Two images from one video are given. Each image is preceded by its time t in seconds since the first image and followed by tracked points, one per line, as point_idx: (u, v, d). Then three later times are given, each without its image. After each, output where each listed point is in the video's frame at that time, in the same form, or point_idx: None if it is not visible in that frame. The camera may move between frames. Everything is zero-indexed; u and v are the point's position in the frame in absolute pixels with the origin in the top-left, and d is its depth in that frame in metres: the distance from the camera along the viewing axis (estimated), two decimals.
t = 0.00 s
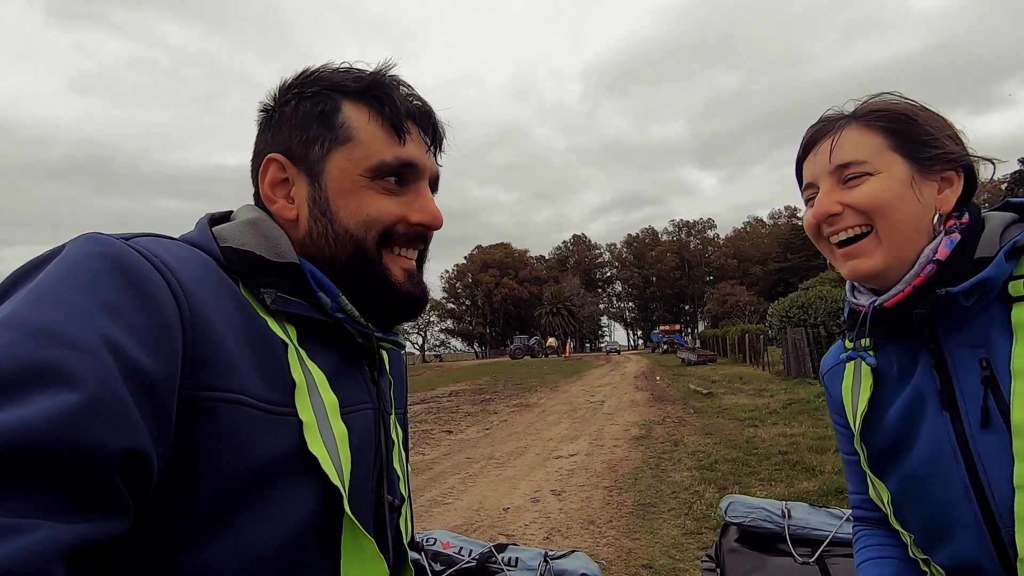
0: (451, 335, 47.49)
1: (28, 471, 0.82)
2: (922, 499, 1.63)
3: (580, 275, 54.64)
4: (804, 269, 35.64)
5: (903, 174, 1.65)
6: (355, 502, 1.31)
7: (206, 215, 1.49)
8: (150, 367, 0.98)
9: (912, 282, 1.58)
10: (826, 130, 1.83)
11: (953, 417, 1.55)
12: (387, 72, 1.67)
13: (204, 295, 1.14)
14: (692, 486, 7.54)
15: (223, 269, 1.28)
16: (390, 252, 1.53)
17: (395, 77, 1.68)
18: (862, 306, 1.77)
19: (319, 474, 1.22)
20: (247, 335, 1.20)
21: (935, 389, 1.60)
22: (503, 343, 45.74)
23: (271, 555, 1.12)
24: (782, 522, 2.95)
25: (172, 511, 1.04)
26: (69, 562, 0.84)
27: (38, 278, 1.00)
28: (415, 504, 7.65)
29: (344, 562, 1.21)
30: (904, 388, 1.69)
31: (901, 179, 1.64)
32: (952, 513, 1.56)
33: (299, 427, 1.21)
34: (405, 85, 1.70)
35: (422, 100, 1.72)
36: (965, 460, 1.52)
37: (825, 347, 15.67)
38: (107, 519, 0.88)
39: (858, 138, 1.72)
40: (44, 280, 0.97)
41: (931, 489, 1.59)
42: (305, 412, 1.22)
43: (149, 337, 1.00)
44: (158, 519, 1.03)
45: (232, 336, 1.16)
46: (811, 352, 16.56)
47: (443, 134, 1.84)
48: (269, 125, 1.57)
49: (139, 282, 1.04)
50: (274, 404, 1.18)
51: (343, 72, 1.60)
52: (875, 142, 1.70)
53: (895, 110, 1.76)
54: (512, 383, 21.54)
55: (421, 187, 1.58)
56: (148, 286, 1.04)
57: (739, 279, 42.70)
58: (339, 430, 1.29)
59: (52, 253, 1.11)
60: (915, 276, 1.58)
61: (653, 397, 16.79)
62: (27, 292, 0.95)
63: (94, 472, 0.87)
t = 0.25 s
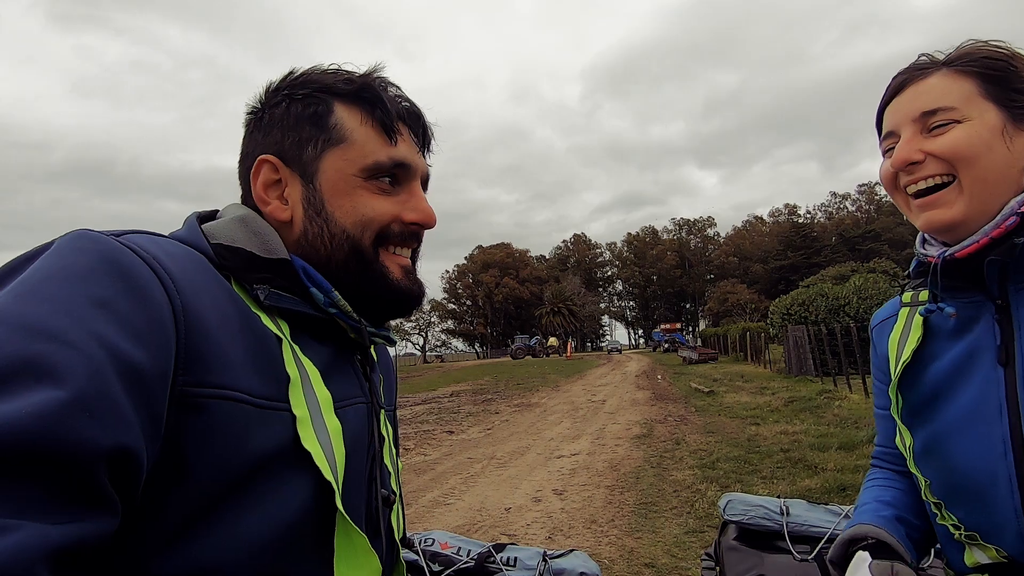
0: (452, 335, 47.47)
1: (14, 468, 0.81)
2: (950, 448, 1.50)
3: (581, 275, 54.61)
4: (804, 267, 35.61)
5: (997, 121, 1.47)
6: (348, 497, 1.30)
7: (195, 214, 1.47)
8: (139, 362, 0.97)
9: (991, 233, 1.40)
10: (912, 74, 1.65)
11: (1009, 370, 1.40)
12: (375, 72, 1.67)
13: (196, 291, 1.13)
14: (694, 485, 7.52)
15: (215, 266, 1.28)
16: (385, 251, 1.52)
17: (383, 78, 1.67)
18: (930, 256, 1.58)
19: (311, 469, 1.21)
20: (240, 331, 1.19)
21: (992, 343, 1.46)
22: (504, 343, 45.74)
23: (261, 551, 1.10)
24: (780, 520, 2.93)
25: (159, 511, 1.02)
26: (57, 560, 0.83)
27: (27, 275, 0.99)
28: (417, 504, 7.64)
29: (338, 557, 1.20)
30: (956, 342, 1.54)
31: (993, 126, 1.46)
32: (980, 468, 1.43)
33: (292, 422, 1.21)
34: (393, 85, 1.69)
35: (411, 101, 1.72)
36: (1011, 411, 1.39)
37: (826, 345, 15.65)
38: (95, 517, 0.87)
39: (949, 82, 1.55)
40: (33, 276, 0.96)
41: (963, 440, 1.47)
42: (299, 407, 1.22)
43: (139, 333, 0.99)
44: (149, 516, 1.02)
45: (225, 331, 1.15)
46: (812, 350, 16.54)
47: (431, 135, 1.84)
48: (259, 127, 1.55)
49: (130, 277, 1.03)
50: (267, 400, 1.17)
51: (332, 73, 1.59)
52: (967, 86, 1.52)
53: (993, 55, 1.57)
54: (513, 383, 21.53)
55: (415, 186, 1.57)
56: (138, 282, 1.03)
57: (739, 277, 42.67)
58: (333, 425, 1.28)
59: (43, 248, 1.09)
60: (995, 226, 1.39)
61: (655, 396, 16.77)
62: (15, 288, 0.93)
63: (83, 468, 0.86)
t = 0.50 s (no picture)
0: (453, 336, 47.47)
1: (31, 482, 0.80)
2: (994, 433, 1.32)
3: (581, 276, 54.60)
4: (805, 267, 35.61)
5: None
6: (359, 502, 1.29)
7: (201, 224, 1.46)
8: (153, 372, 0.96)
9: None
10: (1001, 49, 1.41)
11: None
12: (377, 77, 1.66)
13: (204, 300, 1.12)
14: (697, 486, 7.50)
15: (222, 275, 1.27)
16: (393, 256, 1.51)
17: (385, 83, 1.66)
18: (1005, 242, 1.37)
19: (322, 474, 1.20)
20: (249, 340, 1.18)
21: None
22: (505, 344, 45.73)
23: (276, 558, 1.10)
24: (780, 524, 2.90)
25: (171, 525, 1.01)
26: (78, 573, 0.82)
27: (38, 290, 0.99)
28: (419, 506, 7.62)
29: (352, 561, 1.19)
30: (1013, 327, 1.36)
31: None
32: None
33: (302, 428, 1.19)
34: (395, 90, 1.69)
35: (412, 105, 1.72)
36: None
37: (827, 345, 15.64)
38: (114, 528, 0.86)
39: None
40: (44, 291, 0.95)
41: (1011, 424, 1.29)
42: (308, 413, 1.20)
43: (153, 342, 0.99)
44: (167, 524, 1.01)
45: (233, 339, 1.14)
46: (813, 350, 16.52)
47: (433, 139, 1.83)
48: (263, 136, 1.54)
49: (140, 289, 1.02)
50: (277, 406, 1.16)
51: (334, 80, 1.58)
52: None
53: None
54: (514, 384, 21.52)
55: (420, 191, 1.57)
56: (148, 292, 1.02)
57: (740, 278, 42.65)
58: (342, 431, 1.27)
59: (52, 265, 1.09)
60: None
61: (656, 396, 16.75)
62: (28, 302, 0.93)
63: (100, 480, 0.85)
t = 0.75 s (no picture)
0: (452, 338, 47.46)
1: (35, 484, 0.80)
2: (999, 432, 1.31)
3: (580, 278, 54.63)
4: (804, 271, 35.64)
5: None
6: (358, 504, 1.29)
7: (202, 226, 1.47)
8: (156, 374, 0.96)
9: None
10: None
11: None
12: (374, 78, 1.66)
13: (206, 302, 1.12)
14: (696, 490, 7.49)
15: (223, 277, 1.27)
16: (391, 258, 1.51)
17: (382, 84, 1.66)
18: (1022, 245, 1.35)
19: (322, 476, 1.20)
20: (249, 343, 1.18)
21: None
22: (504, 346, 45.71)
23: (276, 559, 1.10)
24: (769, 532, 2.92)
25: (173, 529, 1.01)
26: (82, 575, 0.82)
27: (39, 293, 0.98)
28: (417, 508, 7.62)
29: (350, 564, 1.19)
30: None
31: None
32: None
33: (301, 431, 1.19)
34: (393, 91, 1.69)
35: (410, 106, 1.72)
36: None
37: (826, 349, 15.64)
38: (117, 530, 0.87)
39: None
40: (46, 294, 0.95)
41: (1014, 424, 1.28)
42: (308, 416, 1.20)
43: (154, 346, 0.99)
44: (167, 526, 1.01)
45: (233, 341, 1.14)
46: (812, 354, 16.52)
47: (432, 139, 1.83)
48: (262, 139, 1.55)
49: (143, 291, 1.02)
50: (277, 409, 1.17)
51: (332, 82, 1.59)
52: None
53: None
54: (513, 387, 21.52)
55: (418, 192, 1.56)
56: (150, 296, 1.02)
57: (739, 282, 42.68)
58: (342, 434, 1.27)
59: (53, 268, 1.08)
60: None
61: (655, 400, 16.75)
62: (31, 305, 0.93)
63: (103, 482, 0.85)
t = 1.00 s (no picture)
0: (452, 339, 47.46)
1: (26, 483, 0.80)
2: (1001, 427, 1.30)
3: (580, 280, 54.63)
4: (804, 273, 35.65)
5: None
6: (354, 503, 1.29)
7: (197, 224, 1.46)
8: (149, 373, 0.96)
9: None
10: None
11: None
12: (369, 75, 1.66)
13: (200, 301, 1.12)
14: (695, 492, 7.48)
15: (217, 274, 1.26)
16: (385, 256, 1.51)
17: (377, 82, 1.66)
18: None
19: (316, 476, 1.20)
20: (243, 341, 1.17)
21: None
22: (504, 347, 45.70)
23: (270, 559, 1.09)
24: (755, 535, 2.91)
25: (167, 528, 1.01)
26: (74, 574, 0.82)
27: (31, 291, 0.98)
28: (416, 509, 7.60)
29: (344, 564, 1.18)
30: None
31: None
32: None
33: (296, 430, 1.19)
34: (388, 89, 1.68)
35: (406, 103, 1.71)
36: None
37: (826, 351, 15.64)
38: (109, 530, 0.86)
39: None
40: (37, 291, 0.94)
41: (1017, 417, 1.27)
42: (302, 416, 1.20)
43: (147, 344, 0.98)
44: (159, 526, 1.00)
45: (227, 340, 1.13)
46: (812, 357, 16.51)
47: (428, 137, 1.82)
48: (256, 138, 1.54)
49: (135, 289, 1.01)
50: (272, 408, 1.16)
51: (326, 79, 1.58)
52: None
53: None
54: (513, 388, 21.50)
55: (413, 190, 1.56)
56: (143, 293, 1.02)
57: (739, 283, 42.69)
58: (336, 433, 1.27)
59: (46, 267, 1.08)
60: None
61: (654, 401, 16.73)
62: (23, 303, 0.92)
63: (95, 481, 0.84)
